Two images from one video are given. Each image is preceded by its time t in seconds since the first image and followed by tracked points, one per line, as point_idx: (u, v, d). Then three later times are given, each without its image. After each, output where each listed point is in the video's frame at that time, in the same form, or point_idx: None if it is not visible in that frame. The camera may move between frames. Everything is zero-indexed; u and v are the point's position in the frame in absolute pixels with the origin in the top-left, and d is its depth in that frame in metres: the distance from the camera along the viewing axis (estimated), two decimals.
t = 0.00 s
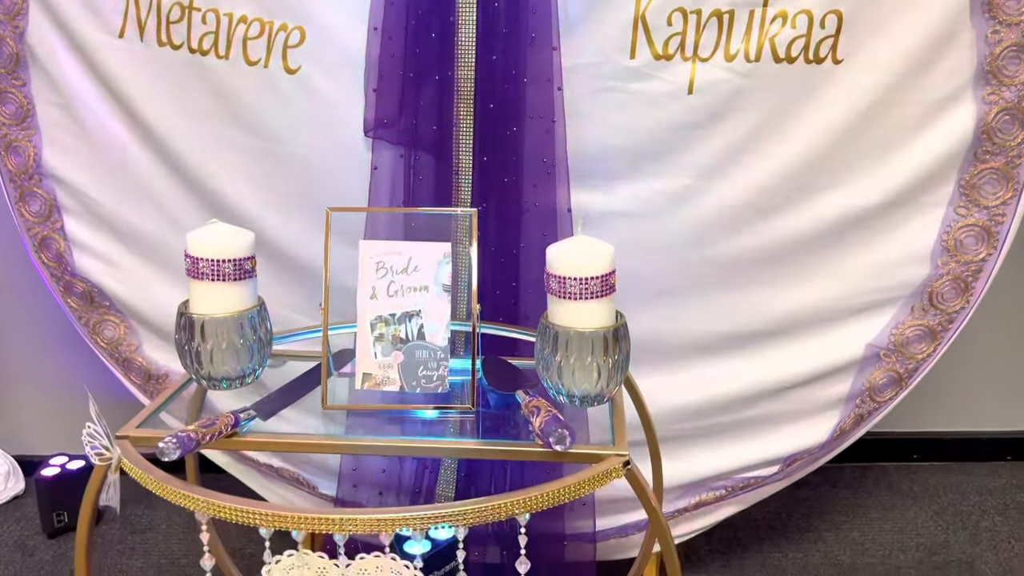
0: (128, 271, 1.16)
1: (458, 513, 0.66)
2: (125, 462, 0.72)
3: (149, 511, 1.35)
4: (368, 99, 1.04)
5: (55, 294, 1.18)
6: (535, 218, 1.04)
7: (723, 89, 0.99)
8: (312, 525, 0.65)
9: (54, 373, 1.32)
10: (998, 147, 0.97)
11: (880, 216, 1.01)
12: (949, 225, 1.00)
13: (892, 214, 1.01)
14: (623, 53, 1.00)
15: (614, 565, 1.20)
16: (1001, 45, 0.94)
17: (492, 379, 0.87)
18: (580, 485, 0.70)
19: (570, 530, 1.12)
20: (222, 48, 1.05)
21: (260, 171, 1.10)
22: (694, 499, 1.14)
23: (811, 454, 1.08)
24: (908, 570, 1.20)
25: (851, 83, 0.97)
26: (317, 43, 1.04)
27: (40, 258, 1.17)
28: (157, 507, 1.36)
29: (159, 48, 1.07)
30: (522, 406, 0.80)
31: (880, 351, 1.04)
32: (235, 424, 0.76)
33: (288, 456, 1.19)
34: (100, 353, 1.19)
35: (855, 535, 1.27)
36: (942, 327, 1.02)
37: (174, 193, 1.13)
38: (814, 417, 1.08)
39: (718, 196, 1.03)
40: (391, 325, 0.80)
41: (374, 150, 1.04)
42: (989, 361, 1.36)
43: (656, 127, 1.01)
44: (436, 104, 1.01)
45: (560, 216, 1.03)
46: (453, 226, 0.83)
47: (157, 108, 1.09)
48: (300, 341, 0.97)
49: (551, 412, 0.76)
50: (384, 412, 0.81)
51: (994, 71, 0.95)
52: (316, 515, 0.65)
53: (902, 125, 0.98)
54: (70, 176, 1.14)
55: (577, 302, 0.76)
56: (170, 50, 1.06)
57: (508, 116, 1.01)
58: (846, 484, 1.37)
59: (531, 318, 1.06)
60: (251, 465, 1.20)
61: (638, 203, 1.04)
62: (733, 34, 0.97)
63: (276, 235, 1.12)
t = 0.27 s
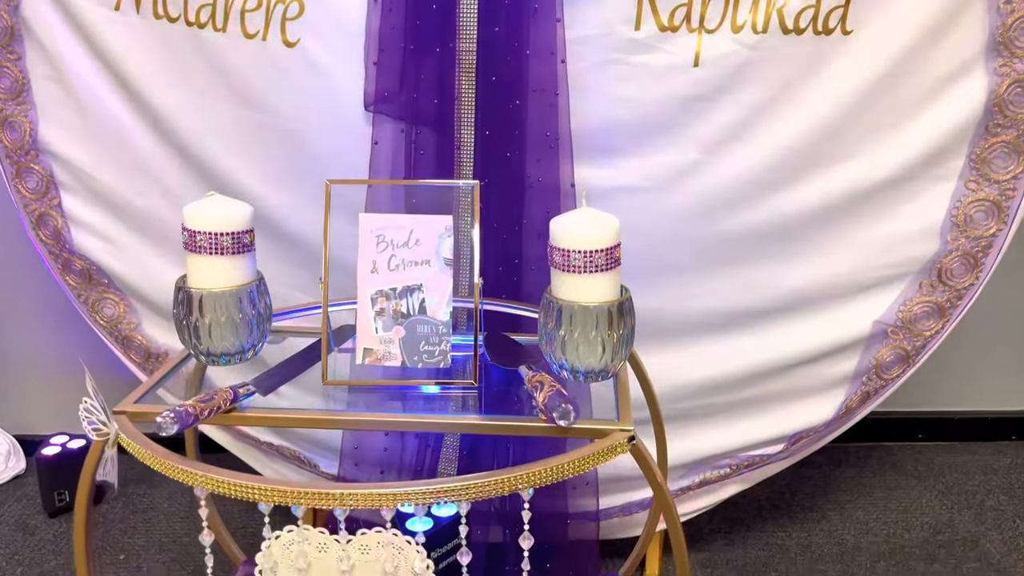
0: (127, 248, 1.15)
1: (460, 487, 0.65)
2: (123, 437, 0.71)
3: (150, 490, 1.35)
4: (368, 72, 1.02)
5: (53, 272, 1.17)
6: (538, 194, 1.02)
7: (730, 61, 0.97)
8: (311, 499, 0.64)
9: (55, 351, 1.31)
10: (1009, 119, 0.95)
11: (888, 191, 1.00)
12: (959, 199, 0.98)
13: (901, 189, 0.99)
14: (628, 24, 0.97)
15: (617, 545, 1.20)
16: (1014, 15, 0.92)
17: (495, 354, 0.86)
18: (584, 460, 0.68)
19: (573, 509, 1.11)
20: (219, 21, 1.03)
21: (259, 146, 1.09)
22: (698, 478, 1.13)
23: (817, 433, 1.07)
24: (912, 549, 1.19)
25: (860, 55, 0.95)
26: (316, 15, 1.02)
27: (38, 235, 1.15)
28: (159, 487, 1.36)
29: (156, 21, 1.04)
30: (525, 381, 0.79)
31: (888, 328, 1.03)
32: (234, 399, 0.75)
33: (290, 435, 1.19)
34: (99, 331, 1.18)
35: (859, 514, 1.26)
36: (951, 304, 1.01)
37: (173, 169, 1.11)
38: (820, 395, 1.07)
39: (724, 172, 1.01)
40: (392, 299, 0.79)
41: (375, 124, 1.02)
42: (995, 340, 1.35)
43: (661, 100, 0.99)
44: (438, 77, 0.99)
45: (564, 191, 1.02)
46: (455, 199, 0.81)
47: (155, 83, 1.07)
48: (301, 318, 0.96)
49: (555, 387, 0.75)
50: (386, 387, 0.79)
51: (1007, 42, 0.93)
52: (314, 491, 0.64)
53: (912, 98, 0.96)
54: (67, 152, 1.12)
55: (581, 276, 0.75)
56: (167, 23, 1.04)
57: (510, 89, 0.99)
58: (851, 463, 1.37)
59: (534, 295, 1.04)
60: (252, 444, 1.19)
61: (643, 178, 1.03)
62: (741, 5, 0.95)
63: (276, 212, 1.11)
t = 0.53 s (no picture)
0: (128, 226, 1.14)
1: (467, 464, 0.64)
2: (125, 414, 0.70)
3: (153, 470, 1.35)
4: (371, 47, 1.00)
5: (54, 250, 1.16)
6: (543, 170, 1.00)
7: (739, 35, 0.95)
8: (315, 475, 0.63)
9: (58, 330, 1.31)
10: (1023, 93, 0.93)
11: (898, 167, 0.98)
12: (971, 175, 0.97)
13: (912, 165, 0.98)
14: None
15: (622, 525, 1.19)
16: None
17: (500, 332, 0.85)
18: (592, 436, 0.67)
19: (578, 489, 1.10)
20: None
21: (261, 123, 1.07)
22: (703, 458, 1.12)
23: (825, 412, 1.06)
24: (918, 530, 1.18)
25: (872, 28, 0.93)
26: None
27: (38, 213, 1.14)
28: (162, 467, 1.36)
29: None
30: (531, 357, 0.78)
31: (897, 306, 1.02)
32: (236, 375, 0.74)
33: (293, 415, 1.18)
34: (101, 310, 1.17)
35: (865, 494, 1.25)
36: (962, 282, 0.99)
37: (174, 146, 1.10)
38: (828, 374, 1.06)
39: (732, 148, 0.99)
40: (396, 275, 0.78)
41: (377, 101, 1.00)
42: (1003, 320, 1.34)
43: (668, 75, 0.97)
44: (441, 51, 0.97)
45: (569, 168, 1.00)
46: (459, 172, 0.80)
47: (154, 58, 1.05)
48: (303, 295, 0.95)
49: (561, 362, 0.74)
50: (390, 364, 0.78)
51: (1021, 14, 0.91)
52: (317, 467, 0.63)
53: (924, 72, 0.94)
54: (67, 129, 1.10)
55: (587, 251, 0.74)
56: None
57: (515, 63, 0.97)
58: (856, 444, 1.36)
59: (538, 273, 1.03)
60: (255, 423, 1.19)
61: (650, 154, 1.01)
62: None
63: (278, 189, 1.10)
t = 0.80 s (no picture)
0: (128, 205, 1.13)
1: (470, 440, 0.63)
2: (126, 389, 0.70)
3: (156, 450, 1.35)
4: (373, 23, 0.98)
5: (55, 229, 1.15)
6: (548, 147, 0.99)
7: (747, 9, 0.93)
8: (318, 451, 0.63)
9: (61, 310, 1.31)
10: None
11: (908, 145, 0.97)
12: (981, 152, 0.95)
13: (921, 142, 0.96)
14: None
15: (625, 504, 1.19)
16: None
17: (504, 309, 0.84)
18: (598, 413, 0.67)
19: (581, 469, 1.10)
20: None
21: (262, 100, 1.06)
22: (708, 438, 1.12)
23: (831, 391, 1.05)
24: (923, 510, 1.18)
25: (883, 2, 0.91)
26: None
27: (38, 191, 1.13)
28: (165, 446, 1.36)
29: None
30: (535, 335, 0.77)
31: (905, 286, 1.01)
32: (238, 352, 0.73)
33: (296, 394, 1.18)
34: (103, 289, 1.17)
35: (869, 475, 1.25)
36: (971, 261, 0.98)
37: (175, 123, 1.09)
38: (834, 354, 1.05)
39: (739, 125, 0.98)
40: (399, 251, 0.77)
41: (380, 78, 0.99)
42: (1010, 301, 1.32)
43: (675, 50, 0.96)
44: (445, 26, 0.96)
45: (575, 145, 0.99)
46: (463, 147, 0.79)
47: (155, 33, 1.04)
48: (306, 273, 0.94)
49: (566, 339, 0.73)
50: (393, 341, 0.78)
51: None
52: (320, 442, 0.62)
53: (935, 47, 0.93)
54: (67, 106, 1.09)
55: (592, 227, 0.72)
56: None
57: (520, 39, 0.95)
58: (860, 425, 1.35)
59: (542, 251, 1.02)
60: (258, 402, 1.19)
61: (655, 131, 1.00)
62: None
63: (279, 167, 1.09)
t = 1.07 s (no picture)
0: (132, 182, 1.12)
1: (479, 413, 0.63)
2: (130, 362, 0.69)
3: (161, 429, 1.34)
4: None
5: (59, 206, 1.14)
6: (556, 123, 0.97)
7: None
8: (325, 424, 0.62)
9: (66, 288, 1.30)
10: None
11: (921, 121, 0.95)
12: (995, 128, 0.94)
13: (935, 119, 0.95)
14: None
15: (632, 484, 1.19)
16: None
17: (512, 284, 0.83)
18: (607, 387, 0.66)
19: (588, 448, 1.09)
20: None
21: (266, 75, 1.05)
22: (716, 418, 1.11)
23: (841, 370, 1.05)
24: (931, 491, 1.17)
25: None
26: None
27: (42, 168, 1.12)
28: (170, 426, 1.35)
29: None
30: (544, 310, 0.76)
31: (916, 264, 1.00)
32: (243, 326, 0.73)
33: (301, 373, 1.17)
34: (107, 267, 1.16)
35: (877, 457, 1.25)
36: (984, 239, 0.97)
37: (178, 99, 1.08)
38: (844, 333, 1.04)
39: (750, 101, 0.96)
40: (406, 225, 0.76)
41: (385, 53, 0.97)
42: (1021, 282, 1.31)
43: (685, 25, 0.94)
44: None
45: (583, 122, 0.97)
46: (469, 119, 0.78)
47: (157, 7, 1.03)
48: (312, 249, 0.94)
49: (575, 314, 0.72)
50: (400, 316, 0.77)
51: None
52: (327, 415, 0.62)
53: (950, 21, 0.91)
54: (70, 81, 1.08)
55: (603, 200, 0.71)
56: None
57: (527, 12, 0.94)
58: (868, 407, 1.34)
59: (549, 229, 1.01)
60: (264, 380, 1.18)
61: (665, 107, 0.98)
62: None
63: (284, 143, 1.08)
